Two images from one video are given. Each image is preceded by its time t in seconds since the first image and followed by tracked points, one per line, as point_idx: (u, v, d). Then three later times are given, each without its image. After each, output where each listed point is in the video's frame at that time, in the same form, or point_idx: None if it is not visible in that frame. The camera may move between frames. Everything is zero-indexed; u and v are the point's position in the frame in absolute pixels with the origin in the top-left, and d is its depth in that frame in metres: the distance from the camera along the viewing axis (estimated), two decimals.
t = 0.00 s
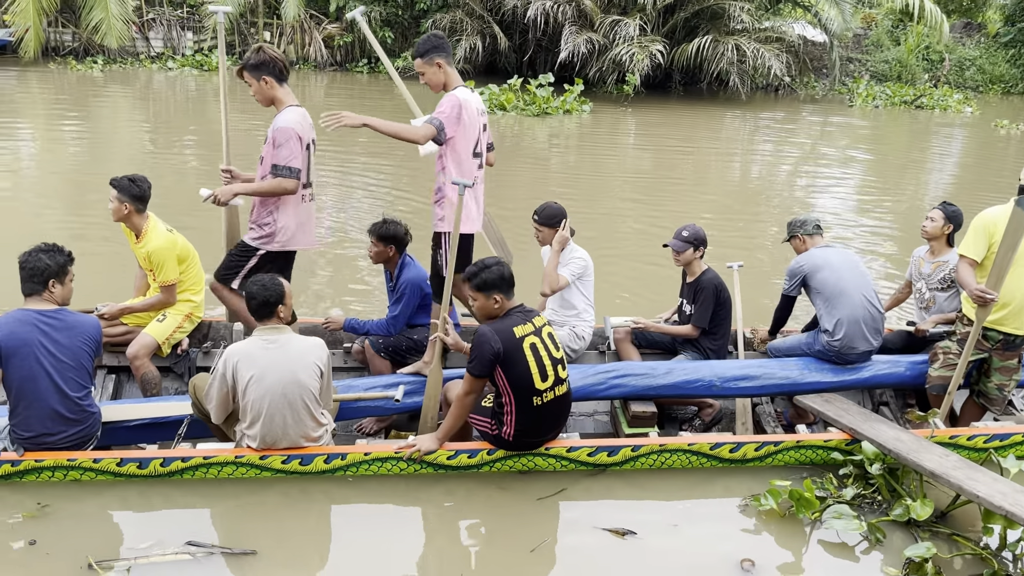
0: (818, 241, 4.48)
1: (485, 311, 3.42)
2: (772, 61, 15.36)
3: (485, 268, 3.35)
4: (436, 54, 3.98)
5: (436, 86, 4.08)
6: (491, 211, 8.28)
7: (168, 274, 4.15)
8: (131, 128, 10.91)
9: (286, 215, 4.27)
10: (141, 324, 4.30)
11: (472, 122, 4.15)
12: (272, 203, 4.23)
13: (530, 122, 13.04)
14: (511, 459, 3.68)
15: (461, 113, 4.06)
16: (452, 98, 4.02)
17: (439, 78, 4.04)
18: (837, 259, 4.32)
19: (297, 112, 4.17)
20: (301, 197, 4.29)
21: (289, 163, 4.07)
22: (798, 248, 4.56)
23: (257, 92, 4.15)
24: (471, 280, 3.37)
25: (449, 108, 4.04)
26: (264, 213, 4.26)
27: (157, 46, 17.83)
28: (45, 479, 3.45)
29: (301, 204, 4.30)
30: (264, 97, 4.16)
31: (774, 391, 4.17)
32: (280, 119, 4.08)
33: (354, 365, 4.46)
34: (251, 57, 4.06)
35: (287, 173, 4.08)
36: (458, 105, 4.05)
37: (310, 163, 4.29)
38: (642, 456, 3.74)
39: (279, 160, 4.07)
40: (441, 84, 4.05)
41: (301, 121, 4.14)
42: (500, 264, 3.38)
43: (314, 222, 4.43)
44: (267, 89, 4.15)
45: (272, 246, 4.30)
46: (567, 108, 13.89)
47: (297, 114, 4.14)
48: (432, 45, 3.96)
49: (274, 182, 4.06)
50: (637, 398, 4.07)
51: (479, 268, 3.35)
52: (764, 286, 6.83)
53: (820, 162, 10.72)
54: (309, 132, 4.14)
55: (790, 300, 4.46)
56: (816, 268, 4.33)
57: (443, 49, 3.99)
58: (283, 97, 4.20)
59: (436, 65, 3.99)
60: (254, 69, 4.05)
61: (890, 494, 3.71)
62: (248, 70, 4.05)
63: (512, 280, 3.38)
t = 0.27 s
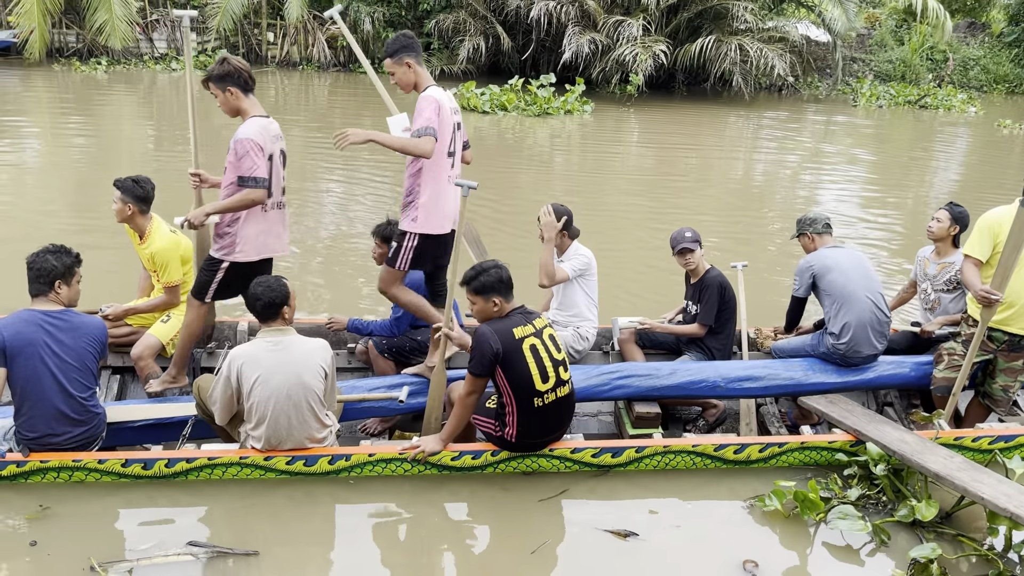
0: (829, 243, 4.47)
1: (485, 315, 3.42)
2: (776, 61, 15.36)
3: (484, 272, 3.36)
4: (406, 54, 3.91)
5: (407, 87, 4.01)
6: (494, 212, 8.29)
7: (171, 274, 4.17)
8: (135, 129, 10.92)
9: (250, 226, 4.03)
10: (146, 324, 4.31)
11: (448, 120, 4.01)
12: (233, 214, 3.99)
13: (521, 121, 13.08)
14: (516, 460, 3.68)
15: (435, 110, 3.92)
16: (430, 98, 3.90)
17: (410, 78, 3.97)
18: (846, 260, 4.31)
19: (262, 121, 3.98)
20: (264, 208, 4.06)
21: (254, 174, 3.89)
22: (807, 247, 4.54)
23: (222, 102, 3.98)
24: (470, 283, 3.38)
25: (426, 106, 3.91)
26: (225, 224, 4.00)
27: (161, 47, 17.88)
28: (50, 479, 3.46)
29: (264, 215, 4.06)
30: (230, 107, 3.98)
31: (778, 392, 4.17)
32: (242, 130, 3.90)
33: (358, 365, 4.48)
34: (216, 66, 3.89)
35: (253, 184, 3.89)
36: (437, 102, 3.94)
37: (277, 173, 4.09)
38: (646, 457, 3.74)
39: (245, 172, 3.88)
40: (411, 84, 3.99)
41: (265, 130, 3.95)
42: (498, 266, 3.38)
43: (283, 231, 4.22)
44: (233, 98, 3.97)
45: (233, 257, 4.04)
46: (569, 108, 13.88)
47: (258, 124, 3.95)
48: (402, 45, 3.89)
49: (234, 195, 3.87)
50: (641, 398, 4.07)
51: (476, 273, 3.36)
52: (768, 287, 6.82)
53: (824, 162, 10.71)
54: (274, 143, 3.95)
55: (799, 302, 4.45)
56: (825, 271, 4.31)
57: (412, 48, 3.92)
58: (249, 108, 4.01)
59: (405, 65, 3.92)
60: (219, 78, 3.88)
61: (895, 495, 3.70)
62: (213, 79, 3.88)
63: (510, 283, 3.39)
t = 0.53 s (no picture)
0: (824, 241, 4.48)
1: (482, 311, 3.43)
2: (774, 61, 15.38)
3: (487, 267, 3.37)
4: (367, 60, 3.70)
5: (369, 93, 3.81)
6: (493, 212, 8.29)
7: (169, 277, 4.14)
8: (133, 130, 10.92)
9: (199, 237, 3.81)
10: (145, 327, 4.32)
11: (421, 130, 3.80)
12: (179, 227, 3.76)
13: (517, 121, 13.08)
14: (516, 459, 3.69)
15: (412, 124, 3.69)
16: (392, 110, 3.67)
17: (371, 84, 3.77)
18: (844, 259, 4.31)
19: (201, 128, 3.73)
20: (211, 216, 3.83)
21: (195, 185, 3.65)
22: (803, 246, 4.54)
23: (160, 109, 3.71)
24: (471, 277, 3.38)
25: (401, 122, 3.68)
26: (171, 235, 3.76)
27: (159, 48, 17.88)
28: (50, 480, 3.46)
29: (209, 223, 3.83)
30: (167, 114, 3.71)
31: (777, 391, 4.17)
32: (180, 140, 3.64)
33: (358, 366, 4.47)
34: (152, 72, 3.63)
35: (192, 196, 3.65)
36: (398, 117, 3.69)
37: (219, 179, 3.85)
38: (646, 455, 3.75)
39: (184, 182, 3.64)
40: (373, 90, 3.79)
41: (205, 138, 3.70)
42: (502, 264, 3.40)
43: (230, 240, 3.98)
44: (170, 105, 3.69)
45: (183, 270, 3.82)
46: (565, 108, 13.88)
47: (198, 131, 3.69)
48: (364, 50, 3.68)
49: (182, 206, 3.64)
50: (640, 398, 4.07)
51: (479, 267, 3.36)
52: (767, 286, 6.82)
53: (822, 162, 10.72)
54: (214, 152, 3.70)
55: (794, 299, 4.46)
56: (822, 269, 4.32)
57: (374, 54, 3.71)
58: (188, 114, 3.74)
59: (367, 71, 3.72)
60: (155, 84, 3.62)
61: (895, 494, 3.71)
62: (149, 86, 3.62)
63: (511, 282, 3.40)
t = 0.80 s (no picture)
0: (825, 235, 4.46)
1: (475, 306, 3.44)
2: (765, 61, 15.41)
3: (484, 262, 3.38)
4: (315, 72, 3.70)
5: (317, 103, 3.80)
6: (486, 212, 8.29)
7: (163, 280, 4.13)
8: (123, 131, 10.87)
9: (153, 232, 3.75)
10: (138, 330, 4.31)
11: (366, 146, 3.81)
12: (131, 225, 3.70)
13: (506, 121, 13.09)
14: (510, 457, 3.69)
15: (353, 146, 3.71)
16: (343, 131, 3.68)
17: (320, 95, 3.75)
18: (843, 256, 4.31)
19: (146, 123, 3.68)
20: (165, 210, 3.79)
21: (139, 182, 3.58)
22: (805, 239, 4.51)
23: (103, 107, 3.68)
24: (467, 272, 3.40)
25: (342, 144, 3.69)
26: (127, 233, 3.71)
27: (150, 49, 17.80)
28: (41, 481, 3.45)
29: (165, 216, 3.79)
30: (112, 111, 3.69)
31: (769, 389, 4.19)
32: (127, 136, 3.57)
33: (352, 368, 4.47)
34: (92, 69, 3.61)
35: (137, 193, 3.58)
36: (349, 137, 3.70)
37: (168, 172, 3.80)
38: (640, 452, 3.76)
39: (128, 180, 3.57)
40: (323, 101, 3.77)
41: (150, 132, 3.63)
42: (499, 261, 3.41)
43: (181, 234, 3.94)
44: (112, 101, 3.67)
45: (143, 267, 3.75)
46: (555, 108, 13.88)
47: (144, 127, 3.63)
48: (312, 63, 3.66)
49: (134, 204, 3.58)
50: (634, 396, 4.08)
51: (477, 262, 3.38)
52: (759, 285, 6.84)
53: (814, 161, 10.76)
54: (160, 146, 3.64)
55: (791, 295, 4.46)
56: (822, 267, 4.31)
57: (322, 66, 3.71)
58: (132, 110, 3.71)
59: (315, 83, 3.71)
60: (96, 81, 3.59)
61: (887, 490, 3.73)
62: (91, 82, 3.59)
63: (507, 280, 3.41)
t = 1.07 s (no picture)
0: (831, 234, 4.25)
1: (463, 303, 3.44)
2: (752, 60, 15.48)
3: (473, 259, 3.38)
4: (266, 79, 3.72)
5: (268, 109, 3.83)
6: (475, 212, 8.29)
7: (152, 285, 4.11)
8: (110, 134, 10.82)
9: (102, 235, 3.70)
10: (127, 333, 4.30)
11: (315, 154, 3.85)
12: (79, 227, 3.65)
13: (493, 121, 13.09)
14: (501, 456, 3.69)
15: (301, 153, 3.74)
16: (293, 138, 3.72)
17: (271, 101, 3.78)
18: (846, 261, 4.13)
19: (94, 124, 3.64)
20: (116, 214, 3.76)
21: (85, 184, 3.55)
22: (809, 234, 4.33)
23: (51, 110, 3.66)
24: (457, 269, 3.40)
25: (291, 151, 3.72)
26: (75, 237, 3.67)
27: (136, 51, 17.70)
28: (28, 485, 3.42)
29: (115, 220, 3.75)
30: (59, 113, 3.67)
31: (758, 387, 4.21)
32: (73, 138, 3.55)
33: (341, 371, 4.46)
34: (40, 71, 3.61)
35: (83, 194, 3.55)
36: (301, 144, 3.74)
37: (118, 175, 3.76)
38: (630, 450, 3.77)
39: (74, 181, 3.54)
40: (274, 107, 3.80)
41: (98, 133, 3.60)
42: (489, 258, 3.41)
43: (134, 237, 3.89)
44: (59, 104, 3.65)
45: (93, 269, 3.70)
46: (542, 108, 13.89)
47: (91, 128, 3.59)
48: (262, 69, 3.69)
49: (79, 207, 3.55)
50: (624, 395, 4.08)
51: (467, 259, 3.39)
52: (747, 284, 6.85)
53: (801, 160, 10.81)
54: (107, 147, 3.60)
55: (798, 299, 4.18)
56: (826, 267, 4.12)
57: (272, 72, 3.72)
58: (79, 113, 3.70)
59: (265, 90, 3.73)
60: (43, 83, 3.59)
61: (875, 487, 3.75)
62: (39, 85, 3.60)
63: (495, 277, 3.41)
